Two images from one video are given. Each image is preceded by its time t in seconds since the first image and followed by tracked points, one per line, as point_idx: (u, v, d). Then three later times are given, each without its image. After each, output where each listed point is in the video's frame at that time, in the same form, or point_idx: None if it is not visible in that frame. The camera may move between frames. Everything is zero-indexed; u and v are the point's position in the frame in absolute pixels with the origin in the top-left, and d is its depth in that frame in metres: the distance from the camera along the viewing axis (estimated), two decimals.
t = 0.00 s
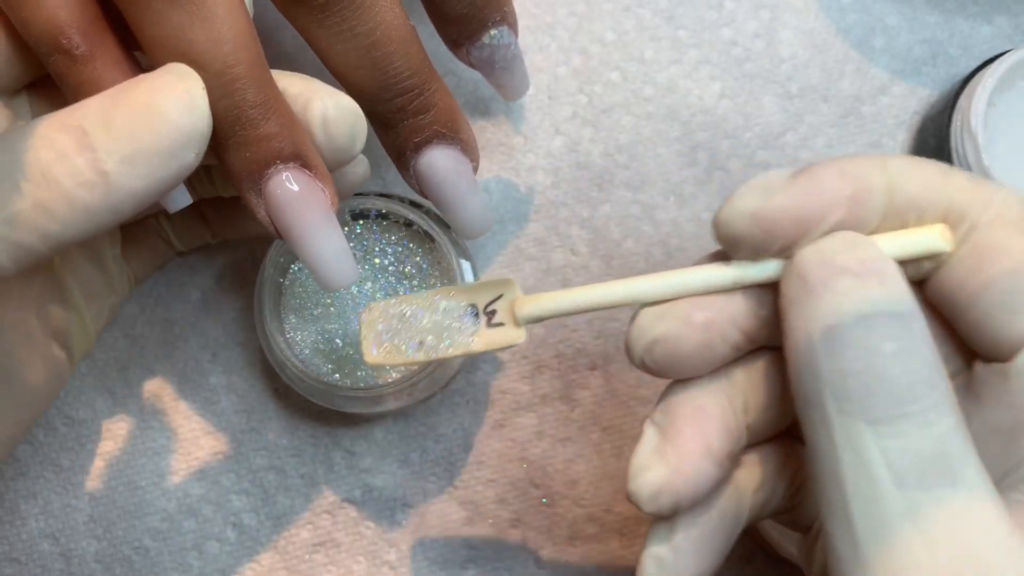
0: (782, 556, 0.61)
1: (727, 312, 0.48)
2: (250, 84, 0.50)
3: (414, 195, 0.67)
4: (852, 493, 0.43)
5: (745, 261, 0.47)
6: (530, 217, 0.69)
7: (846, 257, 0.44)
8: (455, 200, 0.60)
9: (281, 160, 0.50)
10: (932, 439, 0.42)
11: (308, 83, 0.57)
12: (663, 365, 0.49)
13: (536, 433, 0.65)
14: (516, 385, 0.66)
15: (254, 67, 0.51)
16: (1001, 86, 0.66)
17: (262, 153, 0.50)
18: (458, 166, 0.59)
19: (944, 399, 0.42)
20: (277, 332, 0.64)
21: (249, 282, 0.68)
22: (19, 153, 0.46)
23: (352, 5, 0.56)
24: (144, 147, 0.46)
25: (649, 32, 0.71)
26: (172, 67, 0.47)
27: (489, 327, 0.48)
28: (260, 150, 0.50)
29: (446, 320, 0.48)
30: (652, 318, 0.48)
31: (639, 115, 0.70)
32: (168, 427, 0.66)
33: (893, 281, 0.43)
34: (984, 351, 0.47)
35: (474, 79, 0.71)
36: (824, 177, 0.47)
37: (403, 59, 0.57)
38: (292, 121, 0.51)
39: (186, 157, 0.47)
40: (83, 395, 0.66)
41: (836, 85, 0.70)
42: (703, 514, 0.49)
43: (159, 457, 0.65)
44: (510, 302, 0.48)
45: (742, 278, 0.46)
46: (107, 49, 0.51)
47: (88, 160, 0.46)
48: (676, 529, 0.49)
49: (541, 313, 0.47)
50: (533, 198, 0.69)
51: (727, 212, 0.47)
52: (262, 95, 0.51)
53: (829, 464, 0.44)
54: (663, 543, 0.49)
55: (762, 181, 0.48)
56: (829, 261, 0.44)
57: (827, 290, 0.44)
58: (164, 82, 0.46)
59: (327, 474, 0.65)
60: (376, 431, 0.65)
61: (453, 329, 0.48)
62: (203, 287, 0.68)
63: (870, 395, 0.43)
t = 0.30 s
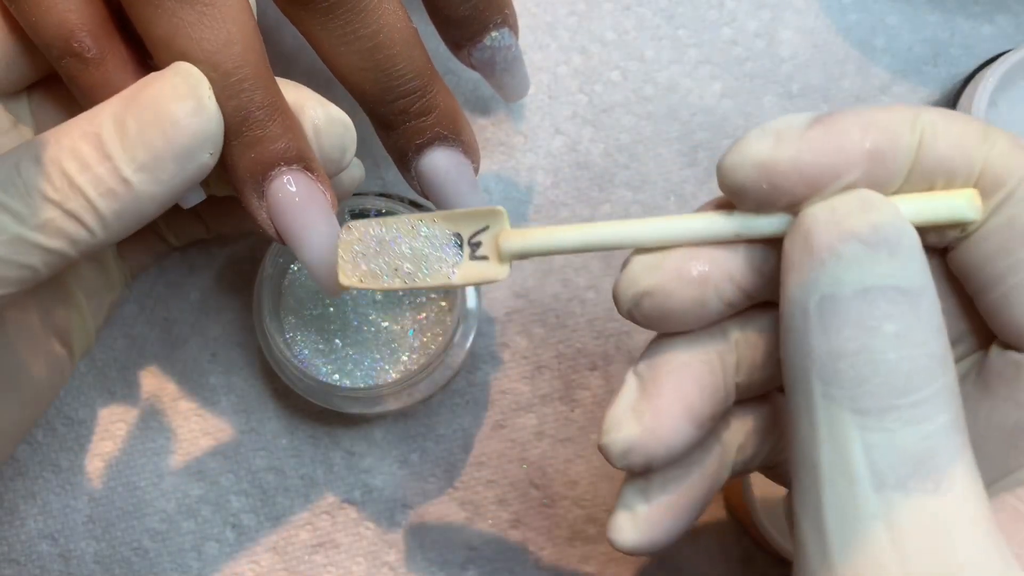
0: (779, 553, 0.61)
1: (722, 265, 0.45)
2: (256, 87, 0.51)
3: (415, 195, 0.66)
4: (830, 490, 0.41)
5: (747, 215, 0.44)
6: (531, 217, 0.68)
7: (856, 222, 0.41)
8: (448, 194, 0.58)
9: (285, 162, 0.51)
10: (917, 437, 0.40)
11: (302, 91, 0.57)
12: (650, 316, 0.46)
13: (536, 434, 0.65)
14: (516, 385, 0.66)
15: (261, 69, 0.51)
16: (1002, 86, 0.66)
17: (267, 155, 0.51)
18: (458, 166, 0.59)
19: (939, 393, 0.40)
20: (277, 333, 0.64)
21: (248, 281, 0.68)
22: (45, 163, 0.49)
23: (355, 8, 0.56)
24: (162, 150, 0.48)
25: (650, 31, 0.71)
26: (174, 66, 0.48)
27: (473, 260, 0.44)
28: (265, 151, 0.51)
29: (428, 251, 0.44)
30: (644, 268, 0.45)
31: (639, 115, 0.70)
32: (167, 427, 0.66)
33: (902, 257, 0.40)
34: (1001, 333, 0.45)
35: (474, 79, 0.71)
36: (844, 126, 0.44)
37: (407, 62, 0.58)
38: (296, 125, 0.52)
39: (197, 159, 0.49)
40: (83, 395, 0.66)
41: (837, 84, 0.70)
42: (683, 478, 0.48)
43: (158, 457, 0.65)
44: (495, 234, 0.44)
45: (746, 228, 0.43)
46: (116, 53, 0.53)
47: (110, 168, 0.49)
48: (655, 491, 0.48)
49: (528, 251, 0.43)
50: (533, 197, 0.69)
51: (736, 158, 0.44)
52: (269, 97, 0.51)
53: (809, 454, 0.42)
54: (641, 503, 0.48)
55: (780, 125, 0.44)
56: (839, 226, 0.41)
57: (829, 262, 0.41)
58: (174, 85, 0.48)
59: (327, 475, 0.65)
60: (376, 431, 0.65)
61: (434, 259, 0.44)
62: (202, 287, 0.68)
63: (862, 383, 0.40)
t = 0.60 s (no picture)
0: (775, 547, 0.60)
1: (700, 244, 0.44)
2: (260, 90, 0.50)
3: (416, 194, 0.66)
4: (794, 488, 0.39)
5: (726, 191, 0.42)
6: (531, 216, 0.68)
7: (835, 202, 0.39)
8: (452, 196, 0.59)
9: (288, 164, 0.51)
10: (888, 436, 0.38)
11: (303, 94, 0.57)
12: (625, 294, 0.46)
13: (536, 434, 0.65)
14: (516, 385, 0.66)
15: (265, 72, 0.51)
16: (1002, 86, 0.66)
17: (270, 157, 0.50)
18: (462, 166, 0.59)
19: (915, 391, 0.39)
20: (277, 333, 0.64)
21: (248, 281, 0.68)
22: (53, 165, 0.48)
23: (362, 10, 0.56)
24: (168, 152, 0.48)
25: (650, 31, 0.71)
26: (180, 68, 0.48)
27: (447, 231, 0.44)
28: (268, 154, 0.50)
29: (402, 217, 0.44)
30: (619, 244, 0.44)
31: (639, 115, 0.70)
32: (167, 427, 0.65)
33: (878, 244, 0.39)
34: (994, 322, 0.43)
35: (474, 79, 0.71)
36: (829, 97, 0.42)
37: (411, 64, 0.58)
38: (299, 127, 0.52)
39: (203, 161, 0.49)
40: (82, 395, 0.66)
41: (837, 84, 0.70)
42: (659, 460, 0.48)
43: (157, 457, 0.65)
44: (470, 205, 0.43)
45: (726, 204, 0.42)
46: (119, 55, 0.53)
47: (117, 170, 0.48)
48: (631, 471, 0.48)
49: (499, 223, 0.42)
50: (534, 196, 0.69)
51: (714, 134, 0.42)
52: (273, 100, 0.51)
53: (776, 449, 0.40)
54: (616, 483, 0.48)
55: (760, 99, 0.43)
56: (817, 208, 0.39)
57: (805, 246, 0.39)
58: (177, 88, 0.47)
59: (327, 475, 0.64)
60: (376, 432, 0.65)
61: (408, 227, 0.44)
62: (201, 287, 0.68)
63: (832, 377, 0.39)
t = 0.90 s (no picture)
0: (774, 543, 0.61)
1: (697, 233, 0.44)
2: (264, 93, 0.50)
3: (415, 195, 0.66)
4: (778, 486, 0.40)
5: (723, 179, 0.42)
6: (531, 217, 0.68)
7: (832, 193, 0.39)
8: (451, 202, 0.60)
9: (292, 165, 0.51)
10: (877, 438, 0.38)
11: (304, 95, 0.57)
12: (622, 284, 0.46)
13: (536, 434, 0.65)
14: (516, 385, 0.66)
15: (269, 76, 0.51)
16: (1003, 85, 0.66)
17: (274, 160, 0.51)
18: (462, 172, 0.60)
19: (908, 392, 0.38)
20: (277, 333, 0.64)
21: (247, 281, 0.68)
22: (59, 169, 0.48)
23: (362, 16, 0.55)
24: (174, 156, 0.48)
25: (650, 31, 0.71)
26: (184, 72, 0.48)
27: (446, 215, 0.45)
28: (273, 156, 0.51)
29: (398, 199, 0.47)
30: (615, 233, 0.45)
31: (639, 115, 0.70)
32: (167, 427, 0.65)
33: (873, 240, 0.38)
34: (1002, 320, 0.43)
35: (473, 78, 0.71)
36: (830, 82, 0.41)
37: (412, 69, 0.58)
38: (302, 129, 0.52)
39: (208, 165, 0.49)
40: (82, 394, 0.66)
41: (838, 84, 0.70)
42: (658, 452, 0.48)
43: (157, 457, 0.65)
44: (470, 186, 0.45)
45: (723, 190, 0.42)
46: (118, 58, 0.53)
47: (123, 175, 0.48)
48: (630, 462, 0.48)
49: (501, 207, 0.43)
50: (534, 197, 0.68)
51: (711, 120, 0.42)
52: (277, 103, 0.51)
53: (764, 446, 0.41)
54: (615, 475, 0.48)
55: (759, 84, 0.43)
56: (814, 198, 0.39)
57: (800, 239, 0.39)
58: (181, 92, 0.47)
59: (327, 475, 0.64)
60: (376, 431, 0.65)
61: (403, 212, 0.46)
62: (201, 286, 0.68)
63: (822, 376, 0.39)
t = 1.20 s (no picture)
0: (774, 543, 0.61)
1: (692, 230, 0.44)
2: (279, 108, 0.51)
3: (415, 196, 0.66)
4: (766, 483, 0.40)
5: (717, 176, 0.42)
6: (531, 217, 0.68)
7: (824, 190, 0.38)
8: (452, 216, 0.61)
9: (306, 177, 0.52)
10: (864, 436, 0.38)
11: (314, 102, 0.58)
12: (616, 280, 0.46)
13: (536, 434, 0.65)
14: (516, 385, 0.66)
15: (281, 92, 0.51)
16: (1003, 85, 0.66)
17: (288, 172, 0.52)
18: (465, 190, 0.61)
19: (895, 391, 0.38)
20: (277, 333, 0.64)
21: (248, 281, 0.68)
22: (73, 183, 0.49)
23: (364, 34, 0.55)
24: (187, 170, 0.48)
25: (650, 31, 0.71)
26: (197, 87, 0.48)
27: (444, 213, 0.45)
28: (286, 169, 0.52)
29: (394, 197, 0.47)
30: (610, 230, 0.44)
31: (639, 115, 0.70)
32: (167, 428, 0.65)
33: (864, 238, 0.38)
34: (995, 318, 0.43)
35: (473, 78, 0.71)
36: (822, 79, 0.41)
37: (414, 88, 0.58)
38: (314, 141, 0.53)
39: (221, 179, 0.49)
40: (82, 395, 0.66)
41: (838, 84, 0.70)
42: (655, 449, 0.48)
43: (157, 457, 0.65)
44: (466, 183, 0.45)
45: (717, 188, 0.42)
46: (126, 70, 0.53)
47: (137, 189, 0.49)
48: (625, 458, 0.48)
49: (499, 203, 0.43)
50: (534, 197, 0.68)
51: (704, 116, 0.42)
52: (289, 118, 0.51)
53: (753, 444, 0.41)
54: (612, 471, 0.48)
55: (752, 81, 0.43)
56: (805, 195, 0.39)
57: (791, 238, 0.39)
58: (196, 108, 0.47)
59: (327, 475, 0.64)
60: (376, 431, 0.65)
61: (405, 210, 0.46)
62: (201, 287, 0.68)
63: (810, 374, 0.39)
